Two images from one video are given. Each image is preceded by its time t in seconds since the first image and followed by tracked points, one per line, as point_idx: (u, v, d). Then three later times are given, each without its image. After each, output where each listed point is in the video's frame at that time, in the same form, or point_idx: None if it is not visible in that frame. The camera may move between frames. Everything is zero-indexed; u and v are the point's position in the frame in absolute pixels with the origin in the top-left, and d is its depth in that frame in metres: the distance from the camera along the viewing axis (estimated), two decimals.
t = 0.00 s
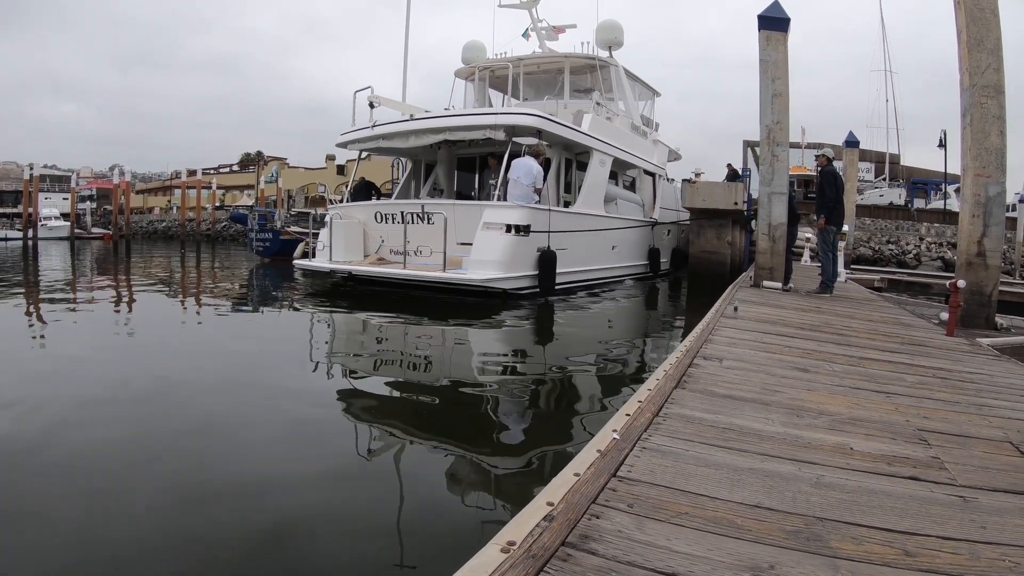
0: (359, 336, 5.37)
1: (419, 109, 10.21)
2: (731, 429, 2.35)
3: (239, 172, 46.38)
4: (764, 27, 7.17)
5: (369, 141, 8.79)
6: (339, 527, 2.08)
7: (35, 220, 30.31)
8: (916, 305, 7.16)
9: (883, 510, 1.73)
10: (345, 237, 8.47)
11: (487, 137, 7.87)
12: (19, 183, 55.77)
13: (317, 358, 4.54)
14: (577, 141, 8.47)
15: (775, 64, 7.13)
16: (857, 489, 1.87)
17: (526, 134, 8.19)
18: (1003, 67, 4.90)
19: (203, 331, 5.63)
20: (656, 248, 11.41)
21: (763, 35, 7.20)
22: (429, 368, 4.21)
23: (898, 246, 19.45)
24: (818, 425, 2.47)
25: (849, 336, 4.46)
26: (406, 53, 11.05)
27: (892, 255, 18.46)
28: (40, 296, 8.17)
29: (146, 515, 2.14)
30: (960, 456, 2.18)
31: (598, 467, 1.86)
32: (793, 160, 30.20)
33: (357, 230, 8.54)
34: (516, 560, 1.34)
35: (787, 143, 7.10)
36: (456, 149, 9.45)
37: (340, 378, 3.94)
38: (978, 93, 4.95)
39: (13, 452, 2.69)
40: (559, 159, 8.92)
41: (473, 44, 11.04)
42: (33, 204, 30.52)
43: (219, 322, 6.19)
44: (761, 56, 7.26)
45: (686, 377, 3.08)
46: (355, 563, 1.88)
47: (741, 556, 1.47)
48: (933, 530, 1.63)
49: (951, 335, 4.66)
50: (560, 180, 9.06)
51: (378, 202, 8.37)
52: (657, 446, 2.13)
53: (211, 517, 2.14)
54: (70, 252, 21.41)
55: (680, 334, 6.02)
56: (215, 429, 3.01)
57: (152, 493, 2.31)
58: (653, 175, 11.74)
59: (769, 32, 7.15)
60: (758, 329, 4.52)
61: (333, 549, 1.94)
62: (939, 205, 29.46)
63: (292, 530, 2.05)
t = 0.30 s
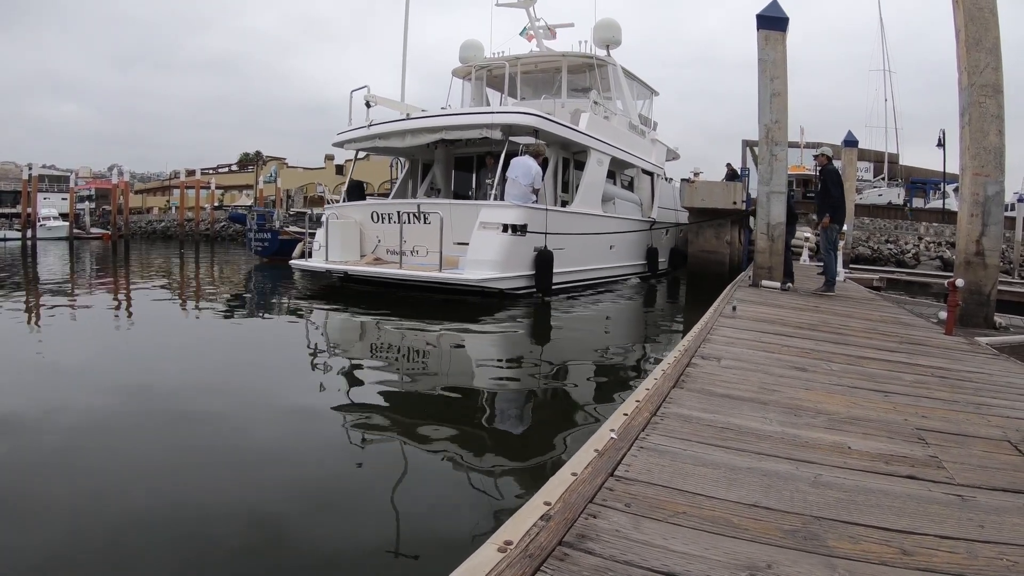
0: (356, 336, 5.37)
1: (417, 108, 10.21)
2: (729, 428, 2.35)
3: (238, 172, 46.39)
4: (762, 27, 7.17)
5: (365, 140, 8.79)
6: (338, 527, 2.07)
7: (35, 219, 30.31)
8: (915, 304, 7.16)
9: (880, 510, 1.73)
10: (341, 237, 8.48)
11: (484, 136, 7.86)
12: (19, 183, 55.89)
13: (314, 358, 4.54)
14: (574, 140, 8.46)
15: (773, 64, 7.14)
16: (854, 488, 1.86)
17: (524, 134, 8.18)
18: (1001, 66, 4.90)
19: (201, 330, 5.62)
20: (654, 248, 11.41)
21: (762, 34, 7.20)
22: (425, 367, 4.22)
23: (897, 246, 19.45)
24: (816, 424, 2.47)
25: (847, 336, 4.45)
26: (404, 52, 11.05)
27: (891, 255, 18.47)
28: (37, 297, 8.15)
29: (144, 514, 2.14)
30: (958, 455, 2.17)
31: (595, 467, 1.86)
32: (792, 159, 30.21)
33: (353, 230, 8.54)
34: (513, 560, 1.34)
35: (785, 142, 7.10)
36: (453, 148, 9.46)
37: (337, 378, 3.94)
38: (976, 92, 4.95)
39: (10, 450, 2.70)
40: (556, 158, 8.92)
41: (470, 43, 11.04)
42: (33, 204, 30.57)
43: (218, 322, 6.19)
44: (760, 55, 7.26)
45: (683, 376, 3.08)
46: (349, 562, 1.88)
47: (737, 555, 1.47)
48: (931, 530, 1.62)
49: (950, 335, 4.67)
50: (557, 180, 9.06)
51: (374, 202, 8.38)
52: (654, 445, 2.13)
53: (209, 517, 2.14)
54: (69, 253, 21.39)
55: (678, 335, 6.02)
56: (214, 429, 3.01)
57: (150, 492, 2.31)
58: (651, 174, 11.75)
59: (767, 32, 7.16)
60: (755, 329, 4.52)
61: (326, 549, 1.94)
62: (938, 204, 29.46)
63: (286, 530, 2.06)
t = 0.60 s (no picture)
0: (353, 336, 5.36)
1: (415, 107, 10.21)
2: (730, 428, 2.35)
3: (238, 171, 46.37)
4: (763, 26, 7.17)
5: (362, 138, 8.79)
6: (339, 525, 2.07)
7: (33, 219, 30.28)
8: (914, 304, 7.16)
9: (882, 509, 1.73)
10: (338, 236, 8.48)
11: (482, 135, 7.86)
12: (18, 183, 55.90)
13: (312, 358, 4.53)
14: (572, 139, 8.46)
15: (773, 63, 7.15)
16: (856, 488, 1.87)
17: (521, 132, 8.17)
18: (1001, 66, 4.91)
19: (202, 331, 5.62)
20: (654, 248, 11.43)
21: (762, 33, 7.20)
22: (422, 367, 4.22)
23: (896, 245, 19.44)
24: (816, 423, 2.48)
25: (846, 335, 4.46)
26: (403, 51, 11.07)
27: (891, 255, 18.46)
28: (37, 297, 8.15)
29: (145, 514, 2.15)
30: (959, 455, 2.18)
31: (596, 467, 1.86)
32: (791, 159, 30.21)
33: (351, 229, 8.54)
34: (515, 559, 1.34)
35: (785, 142, 7.10)
36: (450, 147, 9.47)
37: (334, 378, 3.94)
38: (976, 92, 4.96)
39: (12, 450, 2.71)
40: (554, 157, 8.92)
41: (468, 41, 11.04)
42: (32, 203, 30.60)
43: (218, 321, 6.18)
44: (760, 55, 7.26)
45: (684, 375, 3.08)
46: (350, 561, 1.88)
47: (739, 554, 1.47)
48: (932, 529, 1.63)
49: (950, 334, 4.67)
50: (555, 179, 9.06)
51: (371, 201, 8.37)
52: (656, 445, 2.13)
53: (209, 517, 2.14)
54: (67, 252, 21.38)
55: (677, 334, 6.01)
56: (213, 429, 3.01)
57: (150, 493, 2.31)
58: (650, 173, 11.74)
59: (767, 31, 7.16)
60: (755, 328, 4.52)
61: (325, 548, 1.95)
62: (938, 204, 29.45)
63: (286, 529, 2.06)
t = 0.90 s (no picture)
0: (351, 335, 5.36)
1: (413, 105, 10.21)
2: (730, 427, 2.35)
3: (236, 170, 46.27)
4: (763, 26, 7.17)
5: (359, 136, 8.78)
6: (337, 527, 2.07)
7: (32, 217, 30.22)
8: (913, 304, 7.16)
9: (880, 509, 1.73)
10: (335, 235, 8.48)
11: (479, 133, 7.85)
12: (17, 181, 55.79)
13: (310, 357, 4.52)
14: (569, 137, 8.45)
15: (773, 63, 7.15)
16: (855, 488, 1.87)
17: (519, 131, 8.16)
18: (1000, 66, 4.91)
19: (201, 330, 5.61)
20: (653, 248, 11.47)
21: (762, 33, 7.20)
22: (418, 367, 4.23)
23: (894, 245, 19.47)
24: (815, 423, 2.48)
25: (845, 335, 4.46)
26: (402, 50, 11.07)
27: (890, 255, 18.45)
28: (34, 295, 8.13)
29: (144, 514, 2.15)
30: (958, 455, 2.18)
31: (596, 466, 1.86)
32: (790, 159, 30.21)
33: (348, 228, 8.54)
34: (514, 558, 1.34)
35: (785, 141, 7.10)
36: (448, 145, 9.46)
37: (332, 378, 3.94)
38: (975, 92, 4.96)
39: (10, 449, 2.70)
40: (552, 156, 8.92)
41: (467, 39, 11.03)
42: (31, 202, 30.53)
43: (217, 321, 6.17)
44: (760, 54, 7.26)
45: (683, 375, 3.08)
46: (348, 561, 1.89)
47: (739, 553, 1.47)
48: (931, 529, 1.63)
49: (948, 334, 4.67)
50: (553, 178, 9.05)
51: (368, 200, 8.37)
52: (656, 444, 2.13)
53: (208, 517, 2.14)
54: (66, 251, 21.33)
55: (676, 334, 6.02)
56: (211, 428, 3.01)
57: (148, 492, 2.31)
58: (649, 172, 11.74)
59: (767, 30, 7.16)
60: (754, 328, 4.52)
61: (324, 548, 1.95)
62: (937, 204, 29.46)
63: (285, 529, 2.07)
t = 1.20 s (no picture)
0: (348, 335, 5.35)
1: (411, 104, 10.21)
2: (727, 428, 2.35)
3: (235, 169, 46.26)
4: (762, 26, 7.17)
5: (356, 136, 8.78)
6: (336, 528, 2.07)
7: (31, 216, 30.20)
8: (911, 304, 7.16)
9: (876, 509, 1.73)
10: (332, 235, 8.48)
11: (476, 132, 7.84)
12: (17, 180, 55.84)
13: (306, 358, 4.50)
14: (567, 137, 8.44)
15: (772, 63, 7.16)
16: (851, 488, 1.87)
17: (516, 130, 8.15)
18: (999, 67, 4.91)
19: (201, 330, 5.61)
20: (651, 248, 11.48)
21: (761, 33, 7.20)
22: (415, 367, 4.23)
23: (893, 245, 19.50)
24: (813, 423, 2.48)
25: (843, 335, 4.46)
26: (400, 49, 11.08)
27: (889, 255, 18.47)
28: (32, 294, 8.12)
29: (143, 515, 2.15)
30: (955, 456, 2.18)
31: (593, 466, 1.86)
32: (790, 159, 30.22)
33: (344, 228, 8.54)
34: (511, 558, 1.34)
35: (784, 142, 7.10)
36: (446, 144, 9.46)
37: (329, 378, 3.94)
38: (974, 93, 4.96)
39: (11, 449, 2.71)
40: (549, 155, 8.92)
41: (465, 38, 11.03)
42: (30, 201, 30.48)
43: (217, 321, 6.18)
44: (759, 54, 7.26)
45: (681, 375, 3.08)
46: (347, 562, 1.89)
47: (735, 553, 1.47)
48: (927, 529, 1.63)
49: (947, 335, 4.67)
50: (551, 177, 9.05)
51: (365, 199, 8.38)
52: (653, 444, 2.13)
53: (206, 518, 2.14)
54: (65, 249, 21.34)
55: (674, 334, 6.02)
56: (210, 429, 3.01)
57: (148, 493, 2.32)
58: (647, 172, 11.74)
59: (766, 30, 7.16)
60: (753, 328, 4.52)
61: (325, 549, 1.96)
62: (936, 204, 29.47)
63: (284, 530, 2.07)
